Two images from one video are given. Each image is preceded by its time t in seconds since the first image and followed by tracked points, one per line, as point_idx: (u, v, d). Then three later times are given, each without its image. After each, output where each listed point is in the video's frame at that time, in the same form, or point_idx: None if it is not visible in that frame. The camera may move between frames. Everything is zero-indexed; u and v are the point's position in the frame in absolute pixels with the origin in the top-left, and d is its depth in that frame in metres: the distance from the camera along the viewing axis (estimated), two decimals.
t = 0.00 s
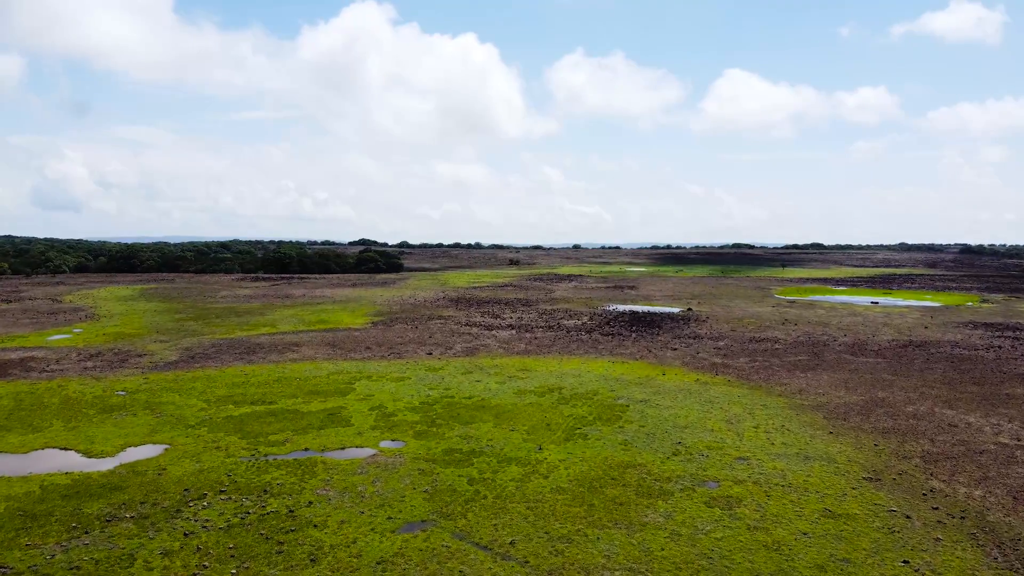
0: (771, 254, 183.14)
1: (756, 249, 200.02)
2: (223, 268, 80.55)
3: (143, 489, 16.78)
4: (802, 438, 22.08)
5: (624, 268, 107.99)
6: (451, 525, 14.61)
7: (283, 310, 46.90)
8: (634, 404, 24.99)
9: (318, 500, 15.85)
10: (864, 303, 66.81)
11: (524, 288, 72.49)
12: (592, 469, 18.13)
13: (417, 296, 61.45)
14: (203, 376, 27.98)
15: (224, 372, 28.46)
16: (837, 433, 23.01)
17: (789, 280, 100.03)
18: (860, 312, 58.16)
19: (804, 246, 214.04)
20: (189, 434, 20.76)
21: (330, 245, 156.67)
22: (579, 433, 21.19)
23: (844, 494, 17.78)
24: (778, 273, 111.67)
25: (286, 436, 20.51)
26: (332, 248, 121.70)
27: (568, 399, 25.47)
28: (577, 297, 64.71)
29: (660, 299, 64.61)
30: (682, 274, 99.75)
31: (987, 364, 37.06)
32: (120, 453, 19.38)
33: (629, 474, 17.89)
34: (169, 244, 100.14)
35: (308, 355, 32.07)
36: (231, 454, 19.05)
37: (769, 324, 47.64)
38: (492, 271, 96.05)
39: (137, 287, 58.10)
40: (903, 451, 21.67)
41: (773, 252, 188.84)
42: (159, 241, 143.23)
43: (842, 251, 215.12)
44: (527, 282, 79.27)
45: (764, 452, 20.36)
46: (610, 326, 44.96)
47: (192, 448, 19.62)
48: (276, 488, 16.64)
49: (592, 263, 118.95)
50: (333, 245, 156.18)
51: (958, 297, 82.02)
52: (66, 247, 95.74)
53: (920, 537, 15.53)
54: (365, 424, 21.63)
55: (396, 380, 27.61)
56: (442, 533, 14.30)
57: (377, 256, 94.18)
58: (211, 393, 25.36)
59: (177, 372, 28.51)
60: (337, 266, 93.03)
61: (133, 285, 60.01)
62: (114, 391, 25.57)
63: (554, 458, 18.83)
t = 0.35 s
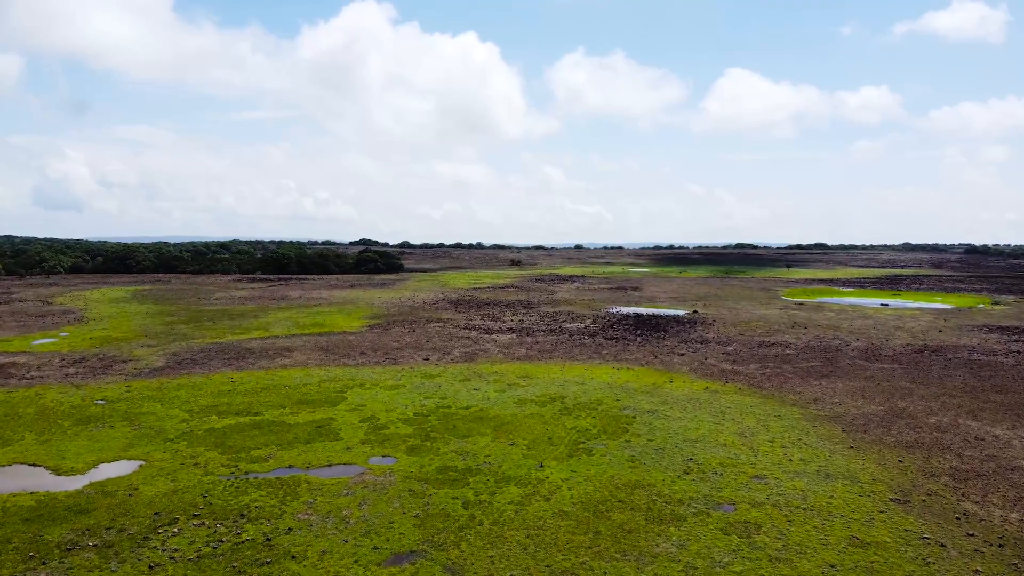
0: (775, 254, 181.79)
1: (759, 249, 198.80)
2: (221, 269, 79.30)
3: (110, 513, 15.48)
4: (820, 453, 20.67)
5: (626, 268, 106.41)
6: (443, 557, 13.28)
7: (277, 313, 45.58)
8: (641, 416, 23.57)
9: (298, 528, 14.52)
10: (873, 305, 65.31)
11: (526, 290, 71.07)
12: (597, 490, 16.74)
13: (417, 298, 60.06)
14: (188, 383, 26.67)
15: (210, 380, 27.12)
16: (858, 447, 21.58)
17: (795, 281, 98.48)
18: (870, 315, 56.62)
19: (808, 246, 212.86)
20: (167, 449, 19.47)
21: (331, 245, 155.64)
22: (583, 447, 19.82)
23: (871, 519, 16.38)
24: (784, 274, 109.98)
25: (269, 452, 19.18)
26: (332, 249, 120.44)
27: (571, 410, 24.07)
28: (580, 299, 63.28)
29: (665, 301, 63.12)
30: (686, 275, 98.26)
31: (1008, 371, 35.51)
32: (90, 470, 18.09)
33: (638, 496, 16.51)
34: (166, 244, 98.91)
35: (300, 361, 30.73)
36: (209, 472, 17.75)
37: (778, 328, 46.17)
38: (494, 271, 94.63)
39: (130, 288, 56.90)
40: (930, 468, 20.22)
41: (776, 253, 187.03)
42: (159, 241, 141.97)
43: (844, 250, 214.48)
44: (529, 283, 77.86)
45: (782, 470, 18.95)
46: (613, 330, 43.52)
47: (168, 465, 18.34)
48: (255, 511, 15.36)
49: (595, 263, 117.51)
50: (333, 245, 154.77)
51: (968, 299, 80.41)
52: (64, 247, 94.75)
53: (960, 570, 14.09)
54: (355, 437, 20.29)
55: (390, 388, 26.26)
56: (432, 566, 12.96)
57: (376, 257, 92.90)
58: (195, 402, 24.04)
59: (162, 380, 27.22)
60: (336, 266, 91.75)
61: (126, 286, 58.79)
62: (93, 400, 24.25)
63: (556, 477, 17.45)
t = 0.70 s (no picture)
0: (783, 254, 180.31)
1: (766, 249, 197.41)
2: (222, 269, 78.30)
3: (77, 540, 14.25)
4: (847, 472, 19.19)
5: (632, 269, 104.80)
6: None
7: (275, 316, 44.36)
8: (653, 429, 22.11)
9: (278, 559, 13.20)
10: (887, 307, 63.69)
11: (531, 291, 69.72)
12: (608, 515, 15.34)
13: (419, 300, 58.75)
14: (176, 392, 25.42)
15: (199, 388, 25.84)
16: (887, 465, 20.07)
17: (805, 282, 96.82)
18: (885, 317, 54.97)
19: (815, 246, 211.37)
20: (147, 466, 18.21)
21: (335, 245, 154.92)
22: (591, 465, 18.41)
23: (909, 549, 14.89)
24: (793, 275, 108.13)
25: (255, 469, 17.87)
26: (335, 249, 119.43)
27: (578, 422, 22.67)
28: (586, 300, 61.85)
29: (673, 303, 61.61)
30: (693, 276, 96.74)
31: None
32: (63, 490, 16.86)
33: (652, 523, 15.09)
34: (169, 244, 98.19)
35: (294, 368, 29.45)
36: (188, 492, 16.47)
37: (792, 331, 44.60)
38: (498, 272, 93.26)
39: (127, 290, 55.91)
40: (966, 488, 18.68)
41: (783, 254, 184.96)
42: (164, 241, 141.77)
43: (852, 250, 212.98)
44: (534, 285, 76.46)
45: (808, 492, 17.48)
46: (621, 334, 42.05)
47: (146, 484, 17.08)
48: (234, 540, 14.06)
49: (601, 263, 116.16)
50: (337, 245, 154.39)
51: (983, 301, 78.42)
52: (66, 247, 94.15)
53: None
54: (347, 453, 18.92)
55: (387, 397, 24.92)
56: None
57: (379, 257, 91.73)
58: (180, 413, 22.77)
59: (149, 388, 25.99)
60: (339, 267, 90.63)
61: (124, 287, 57.78)
62: (74, 411, 23.03)
63: (563, 500, 16.04)
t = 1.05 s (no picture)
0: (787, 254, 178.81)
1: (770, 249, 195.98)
2: (220, 270, 77.06)
3: (32, 573, 12.92)
4: (876, 493, 17.71)
5: (636, 270, 102.72)
6: None
7: (270, 319, 43.03)
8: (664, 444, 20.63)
9: None
10: (899, 309, 62.15)
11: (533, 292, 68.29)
12: (618, 545, 13.92)
13: (419, 301, 57.37)
14: (158, 401, 24.05)
15: (183, 397, 24.46)
16: (918, 484, 18.57)
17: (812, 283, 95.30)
18: (898, 320, 53.39)
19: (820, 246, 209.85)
20: (118, 486, 16.84)
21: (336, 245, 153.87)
22: (599, 485, 16.98)
23: None
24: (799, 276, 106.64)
25: (233, 490, 16.48)
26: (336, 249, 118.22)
27: (583, 435, 21.24)
28: (589, 302, 60.36)
29: (679, 305, 60.11)
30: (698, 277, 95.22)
31: None
32: (25, 512, 15.52)
33: (667, 554, 13.67)
34: (167, 244, 97.01)
35: (285, 375, 28.06)
36: (159, 517, 15.11)
37: (803, 335, 43.08)
38: (499, 272, 91.83)
39: (121, 291, 54.68)
40: (1006, 511, 17.16)
41: (787, 254, 182.98)
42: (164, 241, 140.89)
43: (856, 250, 211.53)
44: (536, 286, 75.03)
45: (835, 516, 16.02)
46: (626, 338, 40.56)
47: (115, 507, 15.73)
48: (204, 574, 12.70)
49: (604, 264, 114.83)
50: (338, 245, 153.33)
51: (995, 302, 76.68)
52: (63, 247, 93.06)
53: None
54: (334, 472, 17.52)
55: (380, 408, 23.51)
56: None
57: (380, 258, 90.38)
58: (161, 425, 21.41)
59: (131, 397, 24.64)
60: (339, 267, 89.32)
61: (117, 289, 56.53)
62: (48, 422, 21.68)
63: (568, 527, 14.62)
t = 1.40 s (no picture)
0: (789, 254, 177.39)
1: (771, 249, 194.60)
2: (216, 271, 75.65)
3: None
4: (906, 517, 16.27)
5: (638, 271, 101.34)
6: None
7: (262, 321, 41.65)
8: (673, 460, 19.18)
9: None
10: (907, 311, 60.76)
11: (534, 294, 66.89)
12: None
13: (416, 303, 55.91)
14: (136, 411, 22.63)
15: (162, 407, 23.04)
16: (950, 506, 17.13)
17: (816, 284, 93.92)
18: (908, 323, 51.98)
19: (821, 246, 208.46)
20: (81, 509, 15.42)
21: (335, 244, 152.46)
22: (605, 509, 15.57)
23: None
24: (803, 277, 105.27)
25: (206, 515, 15.07)
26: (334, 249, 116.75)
27: (587, 450, 19.81)
28: (591, 304, 58.95)
29: (683, 307, 58.67)
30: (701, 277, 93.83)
31: None
32: None
33: None
34: (162, 244, 95.75)
35: (272, 382, 26.66)
36: (121, 547, 13.69)
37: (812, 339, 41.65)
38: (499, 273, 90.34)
39: (111, 292, 53.29)
40: None
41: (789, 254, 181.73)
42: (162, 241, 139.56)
43: (858, 250, 210.11)
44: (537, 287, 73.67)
45: (865, 545, 14.58)
46: (630, 342, 39.09)
47: (74, 534, 14.31)
48: None
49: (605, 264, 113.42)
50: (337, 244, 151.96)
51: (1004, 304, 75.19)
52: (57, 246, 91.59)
53: None
54: (317, 493, 16.11)
55: (370, 419, 22.10)
56: None
57: (378, 258, 88.95)
58: (135, 439, 20.00)
59: (107, 407, 23.22)
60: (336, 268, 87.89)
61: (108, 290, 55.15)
62: (16, 436, 20.25)
63: (572, 560, 13.21)
